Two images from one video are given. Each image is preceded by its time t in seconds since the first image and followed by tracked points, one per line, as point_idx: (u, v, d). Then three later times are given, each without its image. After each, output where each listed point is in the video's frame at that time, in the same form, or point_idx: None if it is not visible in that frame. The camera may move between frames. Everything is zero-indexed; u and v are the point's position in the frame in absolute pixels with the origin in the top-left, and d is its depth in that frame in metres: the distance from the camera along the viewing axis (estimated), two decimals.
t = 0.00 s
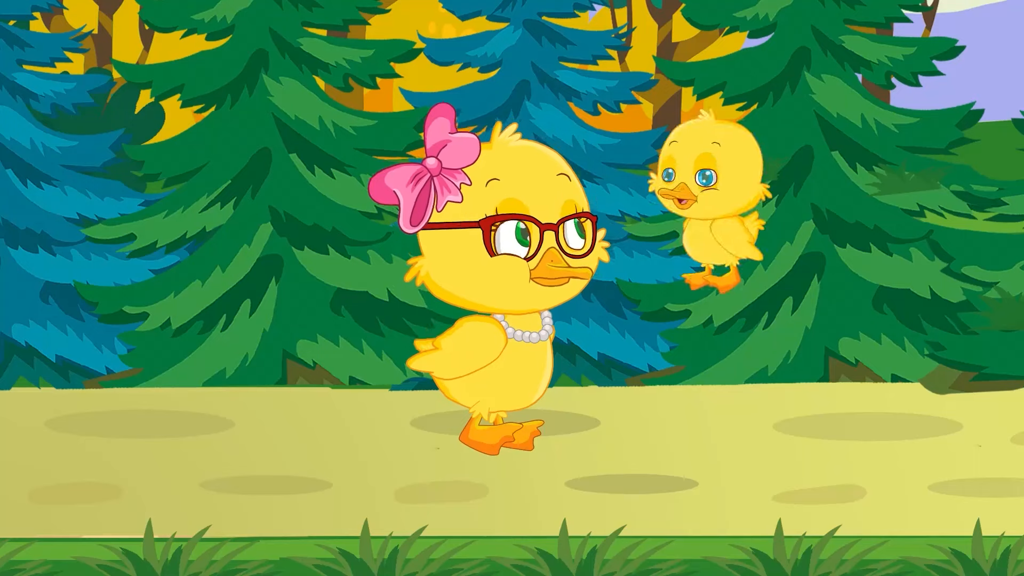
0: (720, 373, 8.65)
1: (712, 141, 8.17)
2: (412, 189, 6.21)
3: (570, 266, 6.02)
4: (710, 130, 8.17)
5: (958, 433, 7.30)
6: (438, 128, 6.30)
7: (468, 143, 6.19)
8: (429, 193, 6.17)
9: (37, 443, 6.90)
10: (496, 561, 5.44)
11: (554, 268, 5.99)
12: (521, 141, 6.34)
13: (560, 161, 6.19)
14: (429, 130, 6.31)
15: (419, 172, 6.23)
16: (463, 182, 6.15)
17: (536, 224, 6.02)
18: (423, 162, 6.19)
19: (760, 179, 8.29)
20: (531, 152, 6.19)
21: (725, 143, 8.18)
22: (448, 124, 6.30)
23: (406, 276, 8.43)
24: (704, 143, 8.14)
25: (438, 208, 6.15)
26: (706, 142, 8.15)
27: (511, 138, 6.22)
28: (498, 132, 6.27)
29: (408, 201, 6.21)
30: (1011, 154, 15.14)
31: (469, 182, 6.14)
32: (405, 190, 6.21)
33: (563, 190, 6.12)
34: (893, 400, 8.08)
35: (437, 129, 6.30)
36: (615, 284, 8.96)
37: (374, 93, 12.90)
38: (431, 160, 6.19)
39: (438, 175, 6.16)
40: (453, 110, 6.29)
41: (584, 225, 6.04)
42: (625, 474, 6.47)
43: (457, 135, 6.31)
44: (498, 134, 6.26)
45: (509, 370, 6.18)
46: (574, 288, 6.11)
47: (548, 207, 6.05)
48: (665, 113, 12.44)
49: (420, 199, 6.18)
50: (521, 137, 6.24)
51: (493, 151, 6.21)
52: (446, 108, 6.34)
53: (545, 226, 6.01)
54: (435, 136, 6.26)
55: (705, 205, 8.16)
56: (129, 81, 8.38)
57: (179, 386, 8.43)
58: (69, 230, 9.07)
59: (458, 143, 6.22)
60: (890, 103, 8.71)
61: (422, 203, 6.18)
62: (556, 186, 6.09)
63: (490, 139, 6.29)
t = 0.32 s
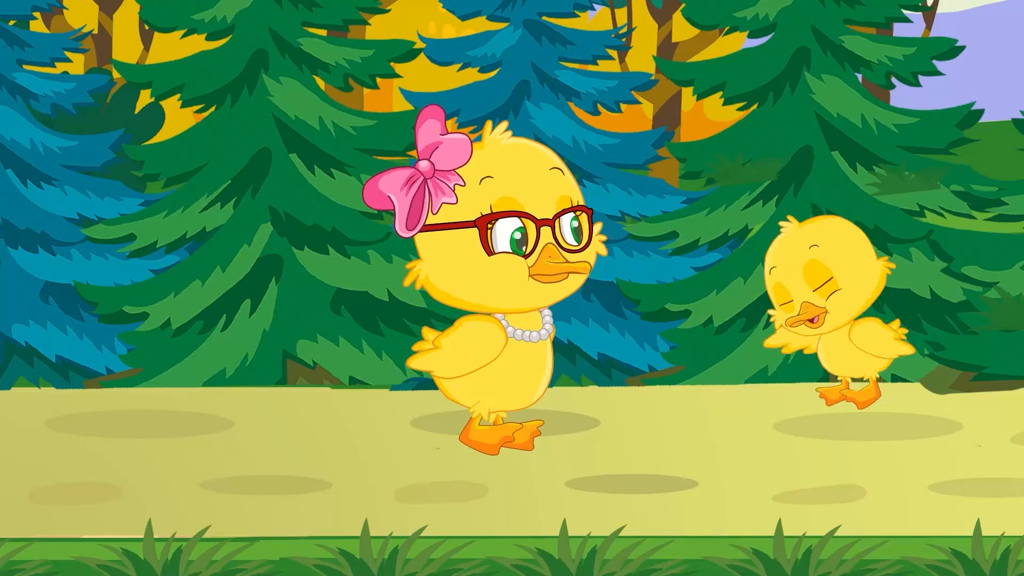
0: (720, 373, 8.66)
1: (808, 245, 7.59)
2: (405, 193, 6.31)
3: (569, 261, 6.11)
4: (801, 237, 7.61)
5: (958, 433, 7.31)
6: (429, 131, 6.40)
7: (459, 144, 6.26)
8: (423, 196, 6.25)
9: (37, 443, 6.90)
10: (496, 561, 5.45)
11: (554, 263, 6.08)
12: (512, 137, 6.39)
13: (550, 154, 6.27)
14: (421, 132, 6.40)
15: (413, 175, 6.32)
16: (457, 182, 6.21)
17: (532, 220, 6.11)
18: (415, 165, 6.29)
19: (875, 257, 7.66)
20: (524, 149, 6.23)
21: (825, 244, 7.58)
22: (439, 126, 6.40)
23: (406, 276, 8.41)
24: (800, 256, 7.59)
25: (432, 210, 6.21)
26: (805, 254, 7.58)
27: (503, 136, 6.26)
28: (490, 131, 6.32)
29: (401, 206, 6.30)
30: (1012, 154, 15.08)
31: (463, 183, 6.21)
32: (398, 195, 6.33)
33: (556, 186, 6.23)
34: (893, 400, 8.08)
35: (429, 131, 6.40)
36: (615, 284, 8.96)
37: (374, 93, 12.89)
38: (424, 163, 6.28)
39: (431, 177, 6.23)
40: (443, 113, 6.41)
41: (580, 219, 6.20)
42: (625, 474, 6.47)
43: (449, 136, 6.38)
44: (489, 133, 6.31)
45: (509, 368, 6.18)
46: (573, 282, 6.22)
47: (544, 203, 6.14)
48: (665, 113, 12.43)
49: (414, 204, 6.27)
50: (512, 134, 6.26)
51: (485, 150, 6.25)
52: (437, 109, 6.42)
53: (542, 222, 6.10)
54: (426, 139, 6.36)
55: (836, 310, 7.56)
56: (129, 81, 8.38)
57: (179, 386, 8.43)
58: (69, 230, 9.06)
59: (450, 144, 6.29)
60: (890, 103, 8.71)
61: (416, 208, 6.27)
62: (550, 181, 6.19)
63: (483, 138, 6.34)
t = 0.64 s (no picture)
0: (720, 373, 8.66)
1: (881, 270, 7.05)
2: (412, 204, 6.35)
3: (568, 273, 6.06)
4: (876, 262, 7.07)
5: (958, 433, 7.31)
6: (435, 149, 6.40)
7: (464, 161, 6.23)
8: (426, 212, 6.25)
9: (37, 443, 6.90)
10: (496, 561, 5.45)
11: (553, 278, 6.04)
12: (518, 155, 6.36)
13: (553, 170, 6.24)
14: (427, 149, 6.40)
15: (418, 192, 6.34)
16: (460, 199, 6.19)
17: (534, 238, 6.08)
18: (419, 182, 6.30)
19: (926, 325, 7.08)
20: (528, 167, 6.19)
21: (894, 276, 7.05)
22: (445, 144, 6.39)
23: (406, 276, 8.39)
24: (868, 276, 7.04)
25: (435, 226, 6.21)
26: (871, 276, 7.03)
27: (508, 154, 6.24)
28: (496, 150, 6.31)
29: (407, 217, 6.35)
30: (1011, 153, 15.05)
31: (468, 200, 6.18)
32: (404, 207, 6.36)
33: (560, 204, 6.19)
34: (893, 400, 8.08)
35: (435, 149, 6.40)
36: (615, 284, 8.96)
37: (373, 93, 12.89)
38: (428, 179, 6.28)
39: (436, 194, 6.24)
40: (450, 130, 6.40)
41: (583, 239, 6.13)
42: (624, 474, 6.47)
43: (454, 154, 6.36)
44: (495, 152, 6.29)
45: (509, 369, 6.18)
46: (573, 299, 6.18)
47: (547, 221, 6.10)
48: (665, 113, 12.42)
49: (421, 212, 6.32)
50: (518, 153, 6.24)
51: (490, 168, 6.23)
52: (444, 128, 6.40)
53: (544, 241, 6.08)
54: (432, 156, 6.35)
55: (865, 340, 6.98)
56: (129, 81, 8.38)
57: (179, 386, 8.44)
58: (69, 230, 9.06)
59: (455, 161, 6.27)
60: (890, 103, 8.70)
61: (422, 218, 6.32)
62: (553, 201, 6.15)
63: (489, 156, 6.32)
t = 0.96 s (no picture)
0: (720, 373, 8.66)
1: (880, 271, 7.04)
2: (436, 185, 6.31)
3: (576, 281, 6.07)
4: (875, 262, 7.06)
5: (959, 433, 7.30)
6: (472, 136, 6.38)
7: (499, 153, 6.21)
8: (451, 194, 6.23)
9: (37, 443, 6.90)
10: (496, 561, 5.44)
11: (560, 287, 6.05)
12: (553, 159, 6.34)
13: (582, 181, 6.23)
14: (465, 134, 6.38)
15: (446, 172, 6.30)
16: (487, 190, 6.19)
17: (549, 244, 6.08)
18: (450, 164, 6.26)
19: (926, 325, 7.08)
20: (558, 174, 6.19)
21: (894, 276, 7.05)
22: (484, 133, 6.38)
23: (405, 277, 8.40)
24: (869, 277, 7.02)
25: (457, 210, 6.21)
26: (870, 277, 7.02)
27: (544, 156, 6.23)
28: (532, 149, 6.29)
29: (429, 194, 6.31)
30: (1012, 153, 15.04)
31: (493, 191, 6.19)
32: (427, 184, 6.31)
33: (581, 215, 6.17)
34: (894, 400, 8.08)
35: (472, 136, 6.38)
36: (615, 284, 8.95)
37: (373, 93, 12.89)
38: (460, 162, 6.25)
39: (464, 178, 6.22)
40: (491, 121, 6.41)
41: (597, 256, 6.12)
42: (625, 474, 6.47)
43: (490, 144, 6.36)
44: (531, 151, 6.28)
45: (508, 370, 6.19)
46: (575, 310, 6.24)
47: (565, 231, 6.10)
48: (665, 113, 12.42)
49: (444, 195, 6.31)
50: (552, 156, 6.23)
51: (523, 166, 6.23)
52: (485, 117, 6.40)
53: (558, 249, 6.07)
54: (469, 142, 6.33)
55: (865, 340, 6.99)
56: (129, 81, 8.38)
57: (179, 387, 8.44)
58: (69, 231, 9.07)
59: (490, 151, 6.25)
60: (890, 103, 8.70)
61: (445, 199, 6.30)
62: (577, 211, 6.14)
63: (524, 153, 6.31)
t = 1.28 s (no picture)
0: (720, 373, 8.66)
1: (881, 269, 7.04)
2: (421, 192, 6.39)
3: (569, 266, 6.04)
4: (876, 260, 7.06)
5: (958, 433, 7.30)
6: (439, 145, 6.40)
7: (468, 158, 6.27)
8: (428, 208, 6.26)
9: (37, 443, 6.90)
10: (496, 561, 5.44)
11: (553, 275, 6.02)
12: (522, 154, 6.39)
13: (556, 168, 6.27)
14: (431, 145, 6.39)
15: (420, 187, 6.34)
16: (464, 195, 6.21)
17: (536, 238, 6.10)
18: (423, 177, 6.30)
19: (926, 323, 7.08)
20: (532, 166, 6.22)
21: (895, 273, 7.05)
22: (450, 141, 6.40)
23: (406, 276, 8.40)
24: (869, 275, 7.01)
25: (438, 221, 6.21)
26: (871, 276, 7.01)
27: (511, 153, 6.28)
28: (499, 148, 6.33)
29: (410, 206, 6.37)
30: (1012, 154, 15.03)
31: (470, 196, 6.20)
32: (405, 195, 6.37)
33: (563, 203, 6.20)
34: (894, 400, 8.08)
35: (438, 146, 6.40)
36: (615, 283, 8.96)
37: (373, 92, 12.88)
38: (432, 174, 6.29)
39: (438, 189, 6.24)
40: (454, 127, 6.41)
41: (585, 239, 6.15)
42: (625, 474, 6.47)
43: (458, 150, 6.38)
44: (499, 150, 6.32)
45: (509, 370, 6.19)
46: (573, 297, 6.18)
47: (550, 220, 6.12)
48: (665, 113, 12.42)
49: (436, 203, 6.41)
50: (522, 151, 6.28)
51: (494, 166, 6.25)
52: (448, 124, 6.40)
53: (546, 239, 6.10)
54: (437, 152, 6.36)
55: (865, 344, 7.00)
56: (129, 81, 8.38)
57: (179, 387, 8.44)
58: (69, 231, 9.06)
59: (459, 158, 6.30)
60: (890, 103, 8.70)
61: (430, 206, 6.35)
62: (558, 200, 6.17)
63: (491, 154, 6.34)
